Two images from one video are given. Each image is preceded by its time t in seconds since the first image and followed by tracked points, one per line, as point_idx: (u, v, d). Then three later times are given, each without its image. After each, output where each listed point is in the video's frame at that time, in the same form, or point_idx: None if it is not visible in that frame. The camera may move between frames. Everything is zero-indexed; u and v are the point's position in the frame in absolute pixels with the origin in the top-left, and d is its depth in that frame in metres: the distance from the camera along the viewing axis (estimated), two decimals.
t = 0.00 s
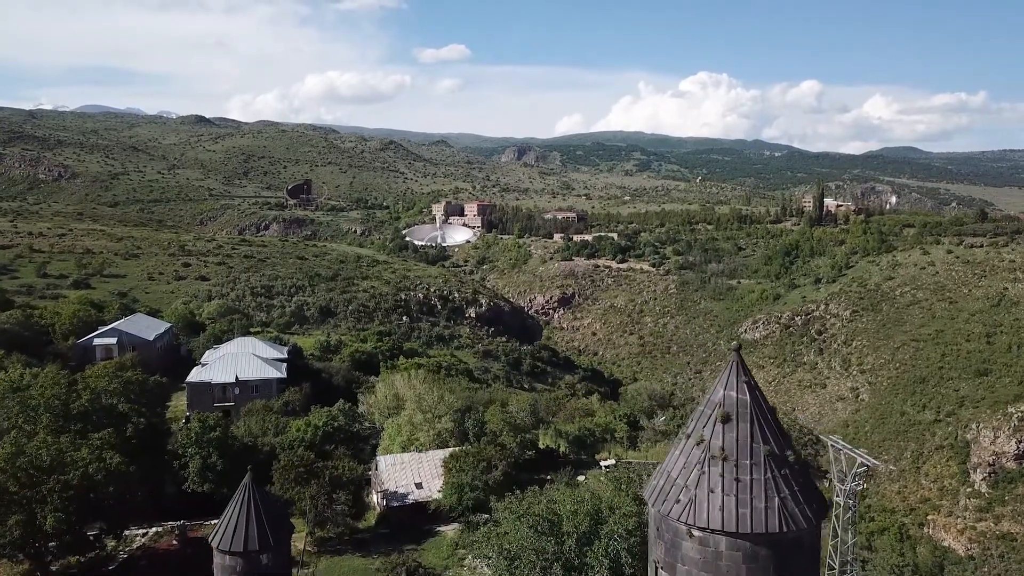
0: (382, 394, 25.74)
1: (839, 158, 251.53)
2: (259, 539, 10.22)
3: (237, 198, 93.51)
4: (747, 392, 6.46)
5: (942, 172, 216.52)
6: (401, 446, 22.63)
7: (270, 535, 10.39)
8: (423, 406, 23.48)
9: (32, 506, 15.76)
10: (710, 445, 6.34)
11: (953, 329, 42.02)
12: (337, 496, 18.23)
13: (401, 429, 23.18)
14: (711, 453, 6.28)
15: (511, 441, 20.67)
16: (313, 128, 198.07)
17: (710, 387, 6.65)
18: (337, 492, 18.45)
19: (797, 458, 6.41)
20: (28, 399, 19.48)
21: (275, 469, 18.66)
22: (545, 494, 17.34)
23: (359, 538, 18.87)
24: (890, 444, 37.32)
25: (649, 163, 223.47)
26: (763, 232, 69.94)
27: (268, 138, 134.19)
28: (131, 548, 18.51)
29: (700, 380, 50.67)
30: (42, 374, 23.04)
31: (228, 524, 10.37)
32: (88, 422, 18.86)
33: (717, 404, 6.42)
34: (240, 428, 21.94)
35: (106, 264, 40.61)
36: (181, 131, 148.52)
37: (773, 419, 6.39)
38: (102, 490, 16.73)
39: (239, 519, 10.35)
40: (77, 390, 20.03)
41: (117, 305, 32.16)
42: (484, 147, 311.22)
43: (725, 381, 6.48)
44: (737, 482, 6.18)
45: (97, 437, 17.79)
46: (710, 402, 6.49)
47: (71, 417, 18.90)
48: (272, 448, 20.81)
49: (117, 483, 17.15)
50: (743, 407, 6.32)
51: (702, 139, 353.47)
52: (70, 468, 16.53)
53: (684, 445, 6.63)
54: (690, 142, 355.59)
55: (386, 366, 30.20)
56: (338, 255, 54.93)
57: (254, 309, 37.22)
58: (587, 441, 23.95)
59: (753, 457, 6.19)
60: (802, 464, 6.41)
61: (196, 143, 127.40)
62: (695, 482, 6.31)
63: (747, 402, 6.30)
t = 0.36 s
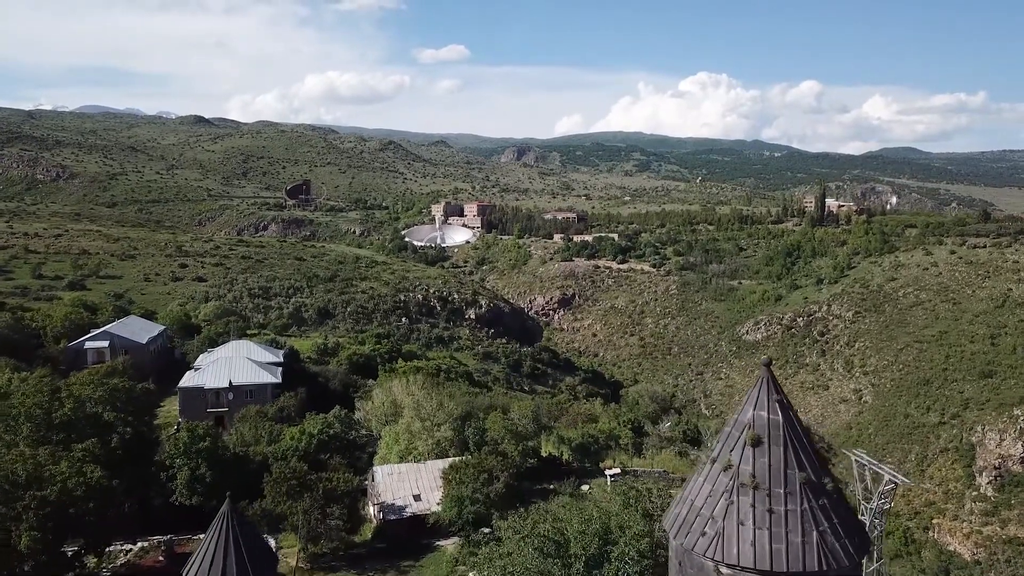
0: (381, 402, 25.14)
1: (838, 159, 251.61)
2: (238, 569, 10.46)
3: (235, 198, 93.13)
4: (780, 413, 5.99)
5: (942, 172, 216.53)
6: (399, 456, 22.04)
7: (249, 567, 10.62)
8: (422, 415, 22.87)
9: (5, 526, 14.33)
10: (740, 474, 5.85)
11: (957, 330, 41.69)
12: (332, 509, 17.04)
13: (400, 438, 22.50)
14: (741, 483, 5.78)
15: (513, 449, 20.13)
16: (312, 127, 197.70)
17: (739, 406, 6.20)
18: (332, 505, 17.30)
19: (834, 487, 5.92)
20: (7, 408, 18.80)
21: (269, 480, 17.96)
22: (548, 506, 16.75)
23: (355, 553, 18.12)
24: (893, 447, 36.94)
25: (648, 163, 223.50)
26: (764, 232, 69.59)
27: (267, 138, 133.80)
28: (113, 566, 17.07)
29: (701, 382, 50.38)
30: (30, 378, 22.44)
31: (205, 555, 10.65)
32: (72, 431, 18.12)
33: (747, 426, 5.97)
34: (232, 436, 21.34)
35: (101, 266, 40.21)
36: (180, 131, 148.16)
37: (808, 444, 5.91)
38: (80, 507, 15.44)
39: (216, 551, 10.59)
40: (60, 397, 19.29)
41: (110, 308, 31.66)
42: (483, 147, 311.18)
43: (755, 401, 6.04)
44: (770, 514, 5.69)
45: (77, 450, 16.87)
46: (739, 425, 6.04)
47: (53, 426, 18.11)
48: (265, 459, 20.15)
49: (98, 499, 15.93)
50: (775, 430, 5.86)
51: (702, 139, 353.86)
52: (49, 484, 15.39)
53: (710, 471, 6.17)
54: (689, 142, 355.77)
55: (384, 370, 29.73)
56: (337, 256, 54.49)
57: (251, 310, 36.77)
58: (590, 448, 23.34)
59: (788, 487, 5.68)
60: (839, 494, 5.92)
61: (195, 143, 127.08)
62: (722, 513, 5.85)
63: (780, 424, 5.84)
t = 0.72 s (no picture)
0: (378, 406, 24.45)
1: (838, 159, 251.45)
2: None
3: (234, 198, 92.70)
4: (818, 439, 6.19)
5: (942, 172, 216.42)
6: (396, 465, 21.50)
7: None
8: (421, 423, 22.16)
9: None
10: (776, 501, 6.02)
11: (961, 331, 41.34)
12: (325, 524, 16.62)
13: (398, 446, 21.78)
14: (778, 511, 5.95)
15: (515, 457, 19.58)
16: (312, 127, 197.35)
17: (776, 431, 6.41)
18: (326, 519, 16.91)
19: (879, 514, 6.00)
20: None
21: (261, 491, 17.34)
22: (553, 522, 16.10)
23: (350, 570, 17.45)
24: (898, 449, 36.58)
25: (648, 163, 223.23)
26: (766, 233, 69.21)
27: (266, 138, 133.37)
28: None
29: (702, 384, 50.10)
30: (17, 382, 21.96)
31: None
32: (54, 441, 17.96)
33: (784, 452, 6.17)
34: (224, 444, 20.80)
35: (98, 266, 39.88)
36: (178, 131, 147.70)
37: (849, 468, 6.06)
38: (58, 524, 14.86)
39: None
40: (42, 406, 19.15)
41: (104, 309, 31.23)
42: (483, 148, 310.90)
43: (793, 426, 6.24)
44: (809, 549, 5.77)
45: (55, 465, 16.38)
46: (777, 450, 6.23)
47: (33, 439, 17.87)
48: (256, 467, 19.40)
49: (78, 517, 15.35)
50: (815, 456, 6.04)
51: (701, 140, 353.77)
52: (23, 501, 14.81)
53: (745, 501, 6.33)
54: (688, 142, 355.88)
55: (382, 373, 29.32)
56: (336, 256, 54.11)
57: (249, 312, 36.40)
58: (594, 456, 22.62)
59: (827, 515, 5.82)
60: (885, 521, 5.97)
61: (193, 143, 126.64)
62: (759, 547, 5.96)
63: (820, 449, 6.03)
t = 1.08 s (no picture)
0: (374, 412, 23.56)
1: (838, 159, 251.63)
2: None
3: (233, 198, 92.40)
4: (872, 471, 5.41)
5: (942, 172, 216.51)
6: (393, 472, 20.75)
7: None
8: (417, 431, 20.77)
9: None
10: (828, 543, 5.20)
11: (965, 332, 41.03)
12: (318, 543, 15.31)
13: (394, 457, 20.38)
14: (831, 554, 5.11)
15: (518, 466, 18.92)
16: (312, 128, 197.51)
17: (822, 461, 5.62)
18: (319, 537, 15.62)
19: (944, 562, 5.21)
20: None
21: (251, 505, 15.64)
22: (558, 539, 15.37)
23: None
24: (902, 453, 36.24)
25: (648, 164, 223.26)
26: (767, 233, 68.86)
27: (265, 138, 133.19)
28: None
29: (704, 386, 49.73)
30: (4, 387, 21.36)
31: None
32: (34, 452, 17.00)
33: (833, 485, 5.37)
34: (216, 450, 20.08)
35: (94, 267, 39.48)
36: (177, 132, 147.49)
37: (908, 507, 5.28)
38: (32, 545, 13.88)
39: None
40: (23, 417, 18.24)
41: (97, 311, 30.72)
42: (483, 148, 311.13)
43: (843, 455, 5.47)
44: None
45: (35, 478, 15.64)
46: (824, 484, 5.45)
47: (12, 449, 16.98)
48: (248, 480, 18.25)
49: (52, 536, 14.36)
50: (869, 492, 5.25)
51: (701, 140, 354.59)
52: None
53: (785, 544, 5.47)
54: (688, 142, 356.36)
55: (380, 377, 28.81)
56: (335, 257, 53.57)
57: (246, 313, 35.99)
58: (598, 464, 21.87)
59: (888, 560, 5.02)
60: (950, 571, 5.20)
61: (193, 143, 126.44)
62: None
63: (874, 483, 5.27)
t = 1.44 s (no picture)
0: (371, 414, 22.83)
1: (838, 159, 251.37)
2: None
3: (231, 199, 91.88)
4: (942, 513, 5.54)
5: (942, 173, 216.24)
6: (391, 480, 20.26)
7: None
8: (415, 441, 19.68)
9: None
10: None
11: (969, 334, 40.70)
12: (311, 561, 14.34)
13: (391, 466, 19.13)
14: None
15: (519, 476, 18.41)
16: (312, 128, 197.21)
17: (886, 504, 5.73)
18: (310, 555, 14.69)
19: None
20: None
21: (238, 523, 15.04)
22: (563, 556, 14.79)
23: None
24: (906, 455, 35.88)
25: (648, 164, 222.77)
26: (768, 233, 68.39)
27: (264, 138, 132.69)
28: None
29: (706, 387, 49.36)
30: None
31: None
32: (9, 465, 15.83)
33: (902, 532, 5.48)
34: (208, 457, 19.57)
35: (89, 268, 39.02)
36: (176, 131, 146.93)
37: (978, 549, 5.43)
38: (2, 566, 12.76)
39: None
40: None
41: (90, 312, 30.24)
42: (482, 148, 310.64)
43: (909, 500, 5.58)
44: None
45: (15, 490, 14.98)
46: (891, 529, 5.59)
47: None
48: (238, 491, 17.28)
49: (34, 555, 13.73)
50: (942, 539, 5.38)
51: (700, 141, 354.17)
52: None
53: None
54: (688, 142, 356.12)
55: (377, 381, 28.40)
56: (334, 258, 53.03)
57: (243, 315, 35.61)
58: (602, 473, 21.23)
59: None
60: None
61: (192, 143, 125.92)
62: None
63: (949, 528, 5.41)
